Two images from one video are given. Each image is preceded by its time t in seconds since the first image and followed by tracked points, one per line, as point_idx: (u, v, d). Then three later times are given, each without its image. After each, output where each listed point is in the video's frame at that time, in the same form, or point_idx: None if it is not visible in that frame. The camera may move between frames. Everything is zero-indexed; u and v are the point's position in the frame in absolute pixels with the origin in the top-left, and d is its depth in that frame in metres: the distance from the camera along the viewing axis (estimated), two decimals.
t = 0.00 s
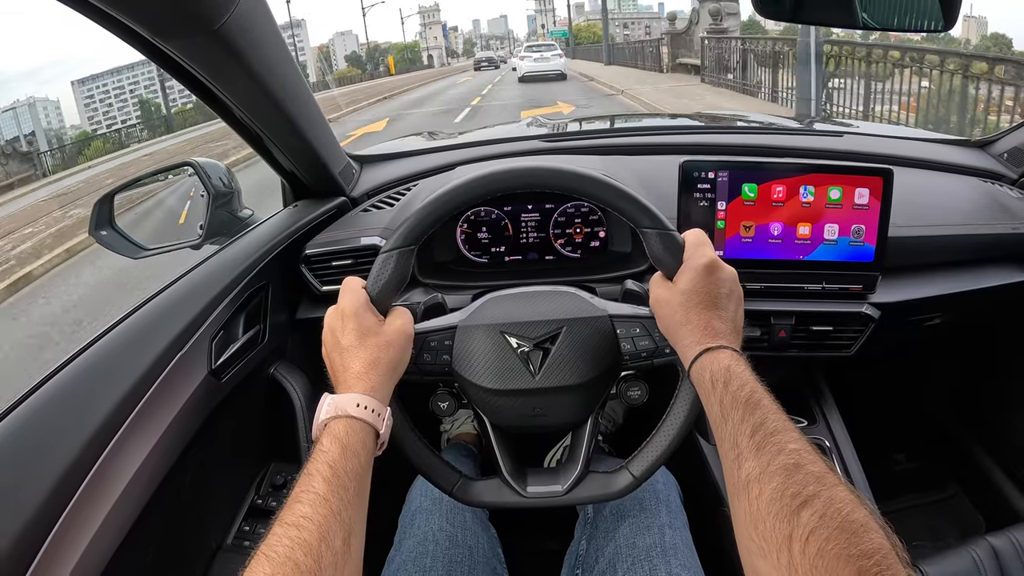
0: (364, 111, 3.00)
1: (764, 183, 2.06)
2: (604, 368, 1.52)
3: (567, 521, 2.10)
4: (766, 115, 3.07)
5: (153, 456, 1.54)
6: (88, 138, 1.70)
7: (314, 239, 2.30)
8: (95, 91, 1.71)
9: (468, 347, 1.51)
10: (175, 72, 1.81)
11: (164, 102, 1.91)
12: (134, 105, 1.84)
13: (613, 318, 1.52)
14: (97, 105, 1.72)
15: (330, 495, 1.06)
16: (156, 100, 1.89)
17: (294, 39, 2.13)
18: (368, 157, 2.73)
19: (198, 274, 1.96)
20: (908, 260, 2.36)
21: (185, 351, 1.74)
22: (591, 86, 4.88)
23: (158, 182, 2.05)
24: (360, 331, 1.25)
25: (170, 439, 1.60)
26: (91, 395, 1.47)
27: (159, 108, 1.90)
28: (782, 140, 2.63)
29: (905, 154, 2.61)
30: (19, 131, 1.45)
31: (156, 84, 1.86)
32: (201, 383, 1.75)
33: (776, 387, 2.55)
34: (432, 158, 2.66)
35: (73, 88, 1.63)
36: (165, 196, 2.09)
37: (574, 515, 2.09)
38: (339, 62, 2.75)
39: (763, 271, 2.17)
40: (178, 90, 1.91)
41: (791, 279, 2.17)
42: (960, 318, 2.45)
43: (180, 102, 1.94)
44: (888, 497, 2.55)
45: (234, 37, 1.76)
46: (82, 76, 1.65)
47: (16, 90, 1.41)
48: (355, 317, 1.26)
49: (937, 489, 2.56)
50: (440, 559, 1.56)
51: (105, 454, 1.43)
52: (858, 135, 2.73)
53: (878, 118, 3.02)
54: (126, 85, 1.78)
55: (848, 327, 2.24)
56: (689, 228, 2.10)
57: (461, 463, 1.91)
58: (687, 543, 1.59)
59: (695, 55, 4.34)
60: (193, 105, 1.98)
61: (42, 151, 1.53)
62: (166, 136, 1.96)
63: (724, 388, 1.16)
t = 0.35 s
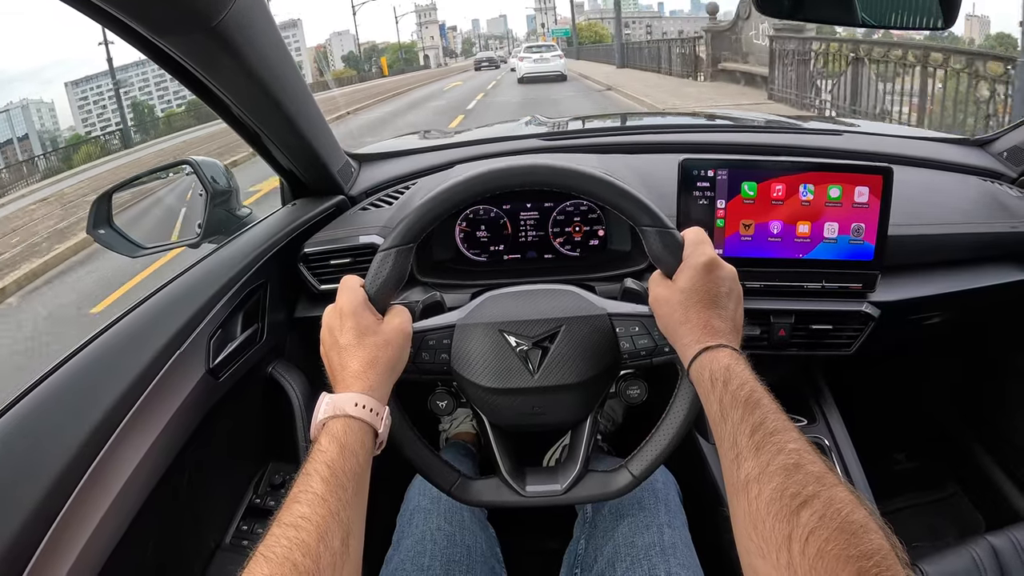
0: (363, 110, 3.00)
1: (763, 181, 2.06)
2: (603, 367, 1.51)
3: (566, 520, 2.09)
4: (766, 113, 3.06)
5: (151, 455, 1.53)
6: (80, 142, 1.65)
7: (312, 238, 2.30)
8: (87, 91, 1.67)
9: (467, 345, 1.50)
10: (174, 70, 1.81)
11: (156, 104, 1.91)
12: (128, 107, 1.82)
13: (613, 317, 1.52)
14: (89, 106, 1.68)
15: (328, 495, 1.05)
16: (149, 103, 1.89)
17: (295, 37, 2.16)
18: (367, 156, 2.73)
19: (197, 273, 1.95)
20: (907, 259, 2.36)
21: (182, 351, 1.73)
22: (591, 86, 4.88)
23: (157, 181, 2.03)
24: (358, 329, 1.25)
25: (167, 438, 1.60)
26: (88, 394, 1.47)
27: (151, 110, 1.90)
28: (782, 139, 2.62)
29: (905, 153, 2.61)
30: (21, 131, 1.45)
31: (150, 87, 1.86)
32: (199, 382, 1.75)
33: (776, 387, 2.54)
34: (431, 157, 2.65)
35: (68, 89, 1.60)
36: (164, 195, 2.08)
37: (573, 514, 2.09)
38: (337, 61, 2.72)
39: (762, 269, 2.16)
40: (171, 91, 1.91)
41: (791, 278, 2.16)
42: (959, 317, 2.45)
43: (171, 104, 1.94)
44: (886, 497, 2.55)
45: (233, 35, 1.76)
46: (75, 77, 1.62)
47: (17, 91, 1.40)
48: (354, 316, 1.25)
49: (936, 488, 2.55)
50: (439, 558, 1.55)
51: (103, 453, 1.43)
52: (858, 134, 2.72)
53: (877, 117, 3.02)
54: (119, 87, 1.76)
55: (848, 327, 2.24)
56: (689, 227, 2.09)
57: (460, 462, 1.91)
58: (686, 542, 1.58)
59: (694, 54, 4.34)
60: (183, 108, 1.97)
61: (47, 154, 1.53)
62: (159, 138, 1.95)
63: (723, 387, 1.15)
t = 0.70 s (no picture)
0: (360, 109, 2.99)
1: (761, 178, 2.05)
2: (599, 366, 1.50)
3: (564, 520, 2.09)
4: (765, 111, 3.05)
5: (146, 454, 1.52)
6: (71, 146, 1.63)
7: (308, 237, 2.29)
8: (82, 94, 1.65)
9: (461, 344, 1.49)
10: (167, 70, 1.79)
11: (150, 105, 1.88)
12: (121, 109, 1.79)
13: (608, 315, 1.50)
14: (84, 109, 1.67)
15: (320, 495, 1.04)
16: (144, 105, 1.86)
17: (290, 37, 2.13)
18: (363, 154, 2.71)
19: (192, 272, 1.94)
20: (906, 256, 2.35)
21: (176, 351, 1.72)
22: (591, 85, 4.87)
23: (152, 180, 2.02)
24: (351, 328, 1.24)
25: (162, 438, 1.58)
26: (80, 394, 1.46)
27: (144, 112, 1.86)
28: (780, 136, 2.61)
29: (904, 150, 2.60)
30: (16, 133, 1.45)
31: (146, 88, 1.84)
32: (194, 382, 1.74)
33: (774, 385, 2.53)
34: (427, 155, 2.64)
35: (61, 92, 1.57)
36: (159, 194, 2.06)
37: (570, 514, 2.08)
38: (333, 62, 2.70)
39: (759, 267, 2.15)
40: (167, 93, 1.89)
41: (789, 275, 2.15)
42: (959, 315, 2.44)
43: (162, 106, 1.92)
44: (885, 496, 2.54)
45: (223, 32, 1.74)
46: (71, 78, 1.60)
47: (14, 92, 1.39)
48: (347, 314, 1.24)
49: (936, 486, 2.54)
50: (435, 557, 1.54)
51: (96, 453, 1.41)
52: (857, 131, 2.71)
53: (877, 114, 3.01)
54: (114, 88, 1.75)
55: (846, 325, 2.23)
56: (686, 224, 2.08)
57: (456, 462, 1.89)
58: (684, 542, 1.57)
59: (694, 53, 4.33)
60: (176, 111, 1.96)
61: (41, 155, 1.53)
62: (151, 140, 1.92)
63: (719, 386, 1.14)
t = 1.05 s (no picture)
0: (360, 114, 2.99)
1: (762, 182, 2.03)
2: (599, 372, 1.49)
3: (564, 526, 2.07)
4: (765, 114, 3.04)
5: (143, 461, 1.51)
6: (63, 149, 1.61)
7: (306, 243, 2.28)
8: (75, 95, 1.64)
9: (460, 351, 1.48)
10: (163, 76, 1.79)
11: (145, 107, 1.87)
12: (114, 112, 1.78)
13: (608, 321, 1.49)
14: (78, 110, 1.66)
15: (317, 504, 1.03)
16: (139, 108, 1.85)
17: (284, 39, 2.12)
18: (362, 159, 2.70)
19: (189, 278, 1.93)
20: (908, 259, 2.33)
21: (174, 358, 1.71)
22: (590, 88, 4.86)
23: (151, 187, 2.01)
24: (348, 335, 1.23)
25: (159, 446, 1.57)
26: (78, 401, 1.45)
27: (137, 114, 1.85)
28: (780, 138, 2.60)
29: (905, 152, 2.58)
30: (10, 137, 1.42)
31: (138, 91, 1.83)
32: (191, 388, 1.73)
33: (776, 390, 2.51)
34: (426, 160, 2.62)
35: (54, 93, 1.57)
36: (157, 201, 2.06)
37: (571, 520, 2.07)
38: (328, 64, 2.69)
39: (760, 271, 2.14)
40: (160, 94, 1.88)
41: (790, 280, 2.14)
42: (961, 319, 2.42)
43: (150, 111, 1.89)
44: (889, 500, 2.52)
45: (218, 34, 1.73)
46: (62, 81, 1.58)
47: (12, 92, 1.40)
48: (344, 321, 1.23)
49: (940, 489, 2.52)
50: (434, 566, 1.53)
51: (92, 461, 1.40)
52: (857, 134, 2.70)
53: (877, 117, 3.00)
54: (108, 91, 1.74)
55: (847, 329, 2.22)
56: (686, 229, 2.07)
57: (456, 469, 1.88)
58: (685, 549, 1.56)
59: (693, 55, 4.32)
60: (168, 114, 1.94)
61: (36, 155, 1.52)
62: (141, 145, 1.89)
63: (721, 393, 1.13)
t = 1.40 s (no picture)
0: (359, 115, 2.99)
1: (762, 182, 2.03)
2: (599, 372, 1.49)
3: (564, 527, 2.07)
4: (765, 114, 3.05)
5: (143, 462, 1.51)
6: (50, 154, 1.57)
7: (306, 243, 2.28)
8: (69, 97, 1.63)
9: (460, 351, 1.48)
10: (163, 75, 1.79)
11: (138, 109, 1.85)
12: (106, 115, 1.76)
13: (608, 321, 1.49)
14: (72, 113, 1.64)
15: (317, 504, 1.03)
16: (133, 110, 1.83)
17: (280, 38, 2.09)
18: (362, 160, 2.70)
19: (189, 278, 1.93)
20: (908, 260, 2.33)
21: (173, 358, 1.70)
22: (591, 88, 4.87)
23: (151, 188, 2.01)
24: (348, 335, 1.22)
25: (159, 445, 1.57)
26: (77, 401, 1.45)
27: (130, 115, 1.82)
28: (780, 139, 2.60)
29: (905, 152, 2.59)
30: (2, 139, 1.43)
31: (134, 92, 1.81)
32: (190, 389, 1.72)
33: (776, 391, 2.52)
34: (426, 161, 2.62)
35: (47, 96, 1.55)
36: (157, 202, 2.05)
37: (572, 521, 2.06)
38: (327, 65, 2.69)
39: (761, 271, 2.14)
40: (155, 94, 1.86)
41: (790, 280, 2.14)
42: (961, 319, 2.42)
43: (144, 113, 1.87)
44: (890, 500, 2.52)
45: (218, 34, 1.73)
46: (56, 82, 1.57)
47: (9, 92, 1.39)
48: (344, 321, 1.23)
49: (940, 490, 2.52)
50: (434, 566, 1.52)
51: (91, 461, 1.40)
52: (857, 134, 2.70)
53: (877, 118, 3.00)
54: (102, 92, 1.72)
55: (847, 329, 2.22)
56: (686, 229, 2.07)
57: (456, 470, 1.88)
58: (686, 549, 1.55)
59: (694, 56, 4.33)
60: (161, 116, 1.92)
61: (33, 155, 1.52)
62: (130, 151, 1.84)
63: (721, 393, 1.13)
